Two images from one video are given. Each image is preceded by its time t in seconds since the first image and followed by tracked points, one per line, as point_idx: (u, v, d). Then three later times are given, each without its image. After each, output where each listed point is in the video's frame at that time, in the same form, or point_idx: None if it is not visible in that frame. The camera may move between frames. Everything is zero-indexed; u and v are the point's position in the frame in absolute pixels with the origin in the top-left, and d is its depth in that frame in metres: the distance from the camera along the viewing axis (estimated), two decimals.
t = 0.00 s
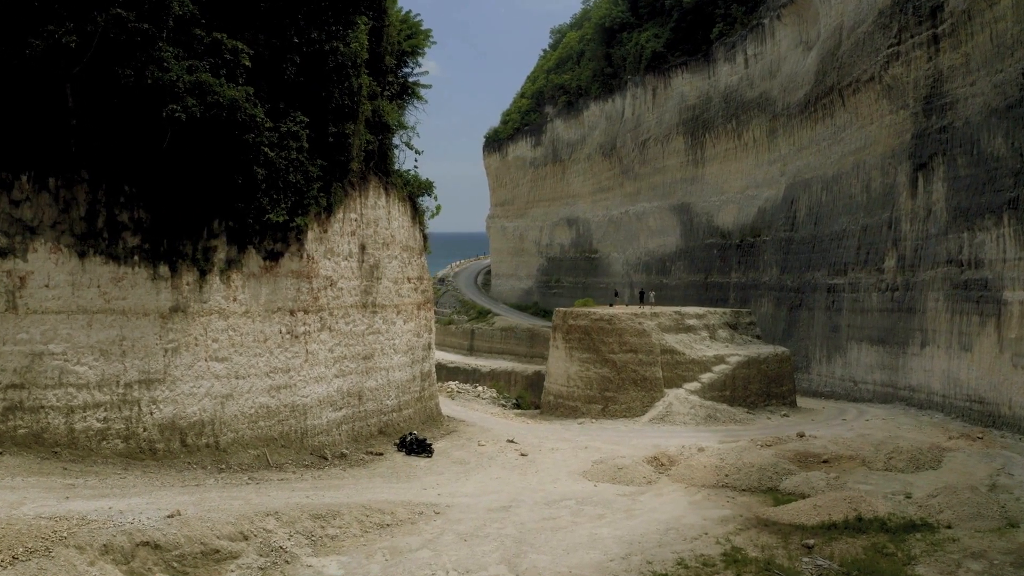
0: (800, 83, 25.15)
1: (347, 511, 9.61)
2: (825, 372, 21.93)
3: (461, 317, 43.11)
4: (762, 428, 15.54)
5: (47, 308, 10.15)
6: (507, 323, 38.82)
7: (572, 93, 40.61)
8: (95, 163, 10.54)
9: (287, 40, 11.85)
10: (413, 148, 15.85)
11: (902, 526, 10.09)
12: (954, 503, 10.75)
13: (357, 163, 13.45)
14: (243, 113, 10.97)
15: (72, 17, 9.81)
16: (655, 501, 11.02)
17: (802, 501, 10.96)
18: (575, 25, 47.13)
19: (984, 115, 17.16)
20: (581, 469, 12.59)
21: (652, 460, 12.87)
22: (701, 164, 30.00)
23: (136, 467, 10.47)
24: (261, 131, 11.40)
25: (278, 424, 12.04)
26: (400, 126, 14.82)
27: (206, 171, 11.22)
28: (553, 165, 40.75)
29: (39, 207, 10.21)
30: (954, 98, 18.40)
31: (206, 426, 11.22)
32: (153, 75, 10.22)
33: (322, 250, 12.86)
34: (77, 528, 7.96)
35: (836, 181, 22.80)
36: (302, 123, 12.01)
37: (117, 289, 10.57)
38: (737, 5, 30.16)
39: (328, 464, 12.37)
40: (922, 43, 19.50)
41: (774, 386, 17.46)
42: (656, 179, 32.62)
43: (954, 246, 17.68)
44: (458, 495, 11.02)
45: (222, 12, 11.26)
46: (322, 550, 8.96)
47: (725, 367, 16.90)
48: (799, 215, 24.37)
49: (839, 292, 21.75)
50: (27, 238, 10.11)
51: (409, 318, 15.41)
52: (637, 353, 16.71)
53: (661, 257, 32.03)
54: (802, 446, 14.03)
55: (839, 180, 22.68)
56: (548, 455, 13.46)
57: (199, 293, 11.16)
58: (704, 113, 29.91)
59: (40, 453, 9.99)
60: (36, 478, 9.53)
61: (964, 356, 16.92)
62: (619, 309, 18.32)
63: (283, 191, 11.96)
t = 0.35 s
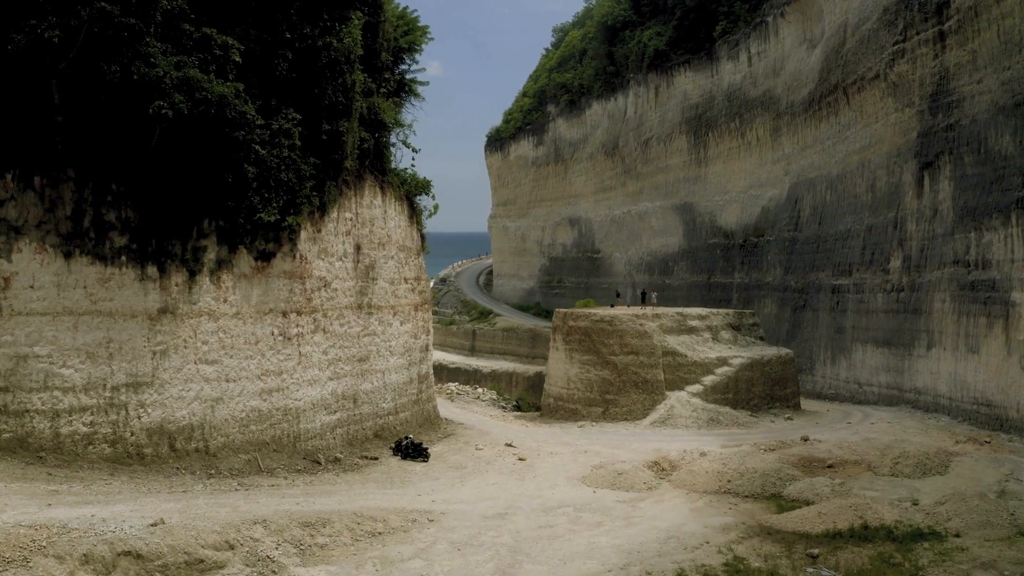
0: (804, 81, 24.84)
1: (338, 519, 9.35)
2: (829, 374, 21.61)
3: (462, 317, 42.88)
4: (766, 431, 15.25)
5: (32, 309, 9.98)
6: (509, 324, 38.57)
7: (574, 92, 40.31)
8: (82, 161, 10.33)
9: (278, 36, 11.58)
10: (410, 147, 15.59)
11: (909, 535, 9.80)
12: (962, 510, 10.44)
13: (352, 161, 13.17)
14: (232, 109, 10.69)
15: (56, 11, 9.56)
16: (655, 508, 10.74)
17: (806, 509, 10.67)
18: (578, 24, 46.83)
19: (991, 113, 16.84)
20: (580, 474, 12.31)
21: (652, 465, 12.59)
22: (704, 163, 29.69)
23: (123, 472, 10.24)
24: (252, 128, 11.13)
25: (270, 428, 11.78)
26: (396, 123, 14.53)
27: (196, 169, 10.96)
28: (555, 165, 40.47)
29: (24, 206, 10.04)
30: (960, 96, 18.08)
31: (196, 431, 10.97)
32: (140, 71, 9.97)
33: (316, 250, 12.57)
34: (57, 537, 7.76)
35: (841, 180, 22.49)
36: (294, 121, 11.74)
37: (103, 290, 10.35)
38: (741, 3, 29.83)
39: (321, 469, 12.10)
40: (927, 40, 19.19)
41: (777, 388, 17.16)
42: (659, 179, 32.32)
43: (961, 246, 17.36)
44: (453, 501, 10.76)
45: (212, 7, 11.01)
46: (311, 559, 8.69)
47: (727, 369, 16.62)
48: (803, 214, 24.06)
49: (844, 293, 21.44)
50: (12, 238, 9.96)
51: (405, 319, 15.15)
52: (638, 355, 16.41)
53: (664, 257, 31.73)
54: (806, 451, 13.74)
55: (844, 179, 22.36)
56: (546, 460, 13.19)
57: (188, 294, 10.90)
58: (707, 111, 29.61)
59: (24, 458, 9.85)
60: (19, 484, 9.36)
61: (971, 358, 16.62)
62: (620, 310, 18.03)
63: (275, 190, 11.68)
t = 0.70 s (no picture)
0: (808, 79, 24.49)
1: (327, 529, 9.06)
2: (834, 377, 21.26)
3: (463, 318, 42.60)
4: (769, 436, 14.91)
5: (13, 312, 9.66)
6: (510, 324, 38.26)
7: (576, 91, 39.97)
8: (65, 159, 10.03)
9: (268, 30, 11.26)
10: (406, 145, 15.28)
11: (918, 545, 9.46)
12: (972, 520, 10.11)
13: (345, 159, 12.87)
14: (219, 106, 10.41)
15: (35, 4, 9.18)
16: (655, 517, 10.42)
17: (811, 517, 10.35)
18: (580, 22, 46.51)
19: (999, 111, 16.50)
20: (579, 480, 11.99)
21: (653, 471, 12.26)
22: (707, 163, 29.34)
23: (107, 479, 9.96)
24: (240, 125, 10.85)
25: (260, 433, 11.49)
26: (392, 121, 14.23)
27: (182, 167, 10.67)
28: (557, 164, 40.15)
29: (5, 205, 9.66)
30: (968, 93, 17.74)
31: (183, 436, 10.70)
32: (123, 67, 9.65)
33: (308, 251, 12.26)
34: (32, 548, 7.49)
35: (845, 180, 22.14)
36: (284, 118, 11.45)
37: (87, 292, 10.05)
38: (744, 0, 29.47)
39: (312, 475, 11.81)
40: (934, 36, 18.85)
41: (781, 392, 16.81)
42: (662, 178, 31.98)
43: (969, 246, 17.01)
44: (448, 509, 10.45)
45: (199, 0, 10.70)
46: (297, 572, 8.41)
47: (730, 372, 16.29)
48: (807, 214, 23.72)
49: (849, 294, 21.10)
50: None
51: (402, 321, 14.84)
52: (639, 358, 16.08)
53: (666, 257, 31.40)
54: (811, 456, 13.41)
55: (848, 179, 22.01)
56: (544, 466, 12.87)
57: (176, 295, 10.62)
58: (710, 110, 29.27)
59: (5, 464, 9.55)
60: None
61: (980, 361, 16.27)
62: (621, 311, 17.70)
63: (264, 188, 11.40)
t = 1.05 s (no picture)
0: (812, 77, 24.12)
1: (314, 539, 8.74)
2: (839, 379, 20.89)
3: (464, 318, 42.31)
4: (774, 441, 14.55)
5: None
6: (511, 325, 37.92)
7: (578, 89, 39.60)
8: (47, 157, 9.68)
9: (256, 24, 10.97)
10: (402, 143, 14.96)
11: (927, 557, 9.10)
12: (984, 530, 9.75)
13: (337, 157, 12.56)
14: (204, 102, 10.13)
15: None
16: (655, 527, 10.08)
17: (817, 527, 10.01)
18: (582, 21, 46.15)
19: (1008, 109, 16.14)
20: (577, 488, 11.65)
21: (653, 478, 11.92)
22: (710, 161, 28.96)
23: (89, 487, 9.65)
24: (227, 122, 10.56)
25: (249, 439, 11.18)
26: (386, 118, 13.91)
27: (168, 165, 10.37)
28: (559, 163, 39.81)
29: None
30: (976, 90, 17.38)
31: (168, 442, 10.40)
32: (103, 61, 9.40)
33: (299, 251, 11.95)
34: (3, 562, 7.20)
35: (851, 179, 21.76)
36: (273, 114, 11.16)
37: (69, 294, 9.73)
38: None
39: (303, 482, 11.49)
40: (941, 32, 18.48)
41: (785, 395, 16.45)
42: (664, 177, 31.61)
43: (977, 247, 16.64)
44: (441, 518, 10.12)
45: None
46: None
47: (734, 375, 15.94)
48: (812, 214, 23.34)
49: (854, 295, 20.72)
50: None
51: (397, 323, 14.51)
52: (640, 360, 15.72)
53: (669, 258, 31.04)
54: (816, 462, 13.05)
55: (854, 178, 21.63)
56: (542, 472, 12.53)
57: (161, 297, 10.32)
58: (713, 108, 28.90)
59: None
60: None
61: (988, 364, 15.90)
62: (621, 313, 17.35)
63: (253, 187, 11.12)
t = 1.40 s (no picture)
0: (816, 75, 23.78)
1: (301, 550, 8.46)
2: (843, 382, 20.54)
3: (466, 318, 42.03)
4: (777, 446, 14.22)
5: None
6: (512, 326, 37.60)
7: (580, 88, 39.29)
8: (28, 155, 9.38)
9: (245, 19, 10.64)
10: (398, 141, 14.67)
11: (936, 569, 8.77)
12: (995, 541, 9.42)
13: (329, 155, 12.26)
14: (190, 98, 9.80)
15: None
16: (655, 536, 9.77)
17: (822, 537, 9.69)
18: (584, 19, 45.83)
19: (1017, 106, 15.81)
20: (574, 495, 11.35)
21: (653, 485, 11.61)
22: (713, 161, 28.62)
23: (72, 495, 9.35)
24: (214, 119, 10.24)
25: (237, 444, 10.94)
26: (381, 115, 13.60)
27: (153, 163, 10.04)
28: (561, 163, 39.50)
29: None
30: (984, 88, 17.03)
31: (154, 448, 10.16)
32: (84, 55, 9.06)
33: (290, 252, 11.66)
34: None
35: (855, 178, 21.42)
36: (262, 111, 10.84)
37: (51, 296, 9.44)
38: None
39: (293, 489, 11.21)
40: (948, 29, 18.14)
41: (789, 398, 16.12)
42: (667, 177, 31.27)
43: (985, 247, 16.30)
44: (434, 527, 9.82)
45: None
46: None
47: (737, 378, 15.61)
48: (816, 213, 23.00)
49: (859, 297, 20.39)
50: None
51: (392, 325, 14.22)
52: (641, 363, 15.40)
53: (671, 258, 30.71)
54: (820, 468, 12.73)
55: (859, 177, 21.29)
56: (540, 478, 12.24)
57: (146, 300, 10.05)
58: (716, 107, 28.56)
59: None
60: None
61: (996, 367, 15.57)
62: (622, 314, 17.04)
63: (241, 186, 10.78)
